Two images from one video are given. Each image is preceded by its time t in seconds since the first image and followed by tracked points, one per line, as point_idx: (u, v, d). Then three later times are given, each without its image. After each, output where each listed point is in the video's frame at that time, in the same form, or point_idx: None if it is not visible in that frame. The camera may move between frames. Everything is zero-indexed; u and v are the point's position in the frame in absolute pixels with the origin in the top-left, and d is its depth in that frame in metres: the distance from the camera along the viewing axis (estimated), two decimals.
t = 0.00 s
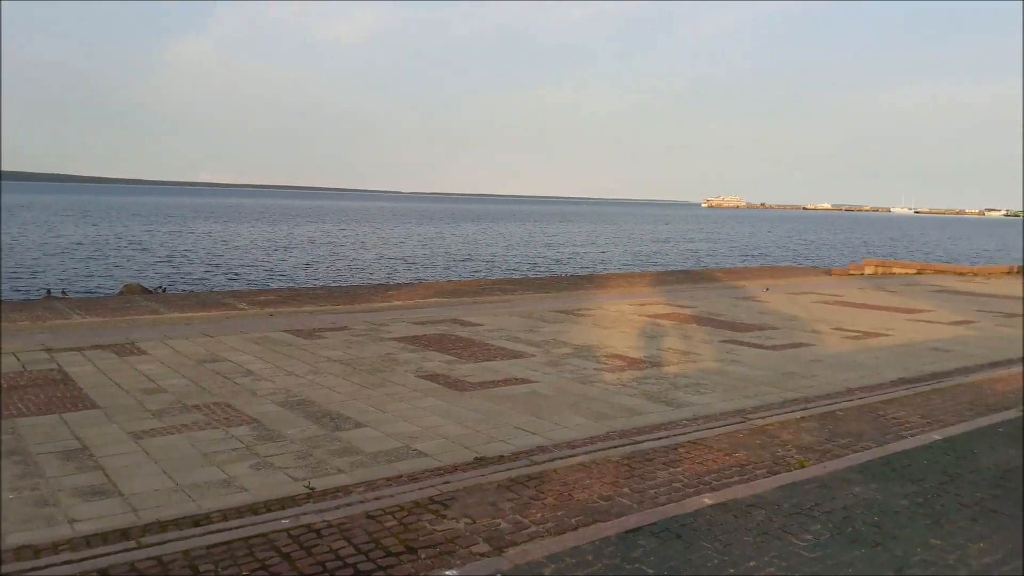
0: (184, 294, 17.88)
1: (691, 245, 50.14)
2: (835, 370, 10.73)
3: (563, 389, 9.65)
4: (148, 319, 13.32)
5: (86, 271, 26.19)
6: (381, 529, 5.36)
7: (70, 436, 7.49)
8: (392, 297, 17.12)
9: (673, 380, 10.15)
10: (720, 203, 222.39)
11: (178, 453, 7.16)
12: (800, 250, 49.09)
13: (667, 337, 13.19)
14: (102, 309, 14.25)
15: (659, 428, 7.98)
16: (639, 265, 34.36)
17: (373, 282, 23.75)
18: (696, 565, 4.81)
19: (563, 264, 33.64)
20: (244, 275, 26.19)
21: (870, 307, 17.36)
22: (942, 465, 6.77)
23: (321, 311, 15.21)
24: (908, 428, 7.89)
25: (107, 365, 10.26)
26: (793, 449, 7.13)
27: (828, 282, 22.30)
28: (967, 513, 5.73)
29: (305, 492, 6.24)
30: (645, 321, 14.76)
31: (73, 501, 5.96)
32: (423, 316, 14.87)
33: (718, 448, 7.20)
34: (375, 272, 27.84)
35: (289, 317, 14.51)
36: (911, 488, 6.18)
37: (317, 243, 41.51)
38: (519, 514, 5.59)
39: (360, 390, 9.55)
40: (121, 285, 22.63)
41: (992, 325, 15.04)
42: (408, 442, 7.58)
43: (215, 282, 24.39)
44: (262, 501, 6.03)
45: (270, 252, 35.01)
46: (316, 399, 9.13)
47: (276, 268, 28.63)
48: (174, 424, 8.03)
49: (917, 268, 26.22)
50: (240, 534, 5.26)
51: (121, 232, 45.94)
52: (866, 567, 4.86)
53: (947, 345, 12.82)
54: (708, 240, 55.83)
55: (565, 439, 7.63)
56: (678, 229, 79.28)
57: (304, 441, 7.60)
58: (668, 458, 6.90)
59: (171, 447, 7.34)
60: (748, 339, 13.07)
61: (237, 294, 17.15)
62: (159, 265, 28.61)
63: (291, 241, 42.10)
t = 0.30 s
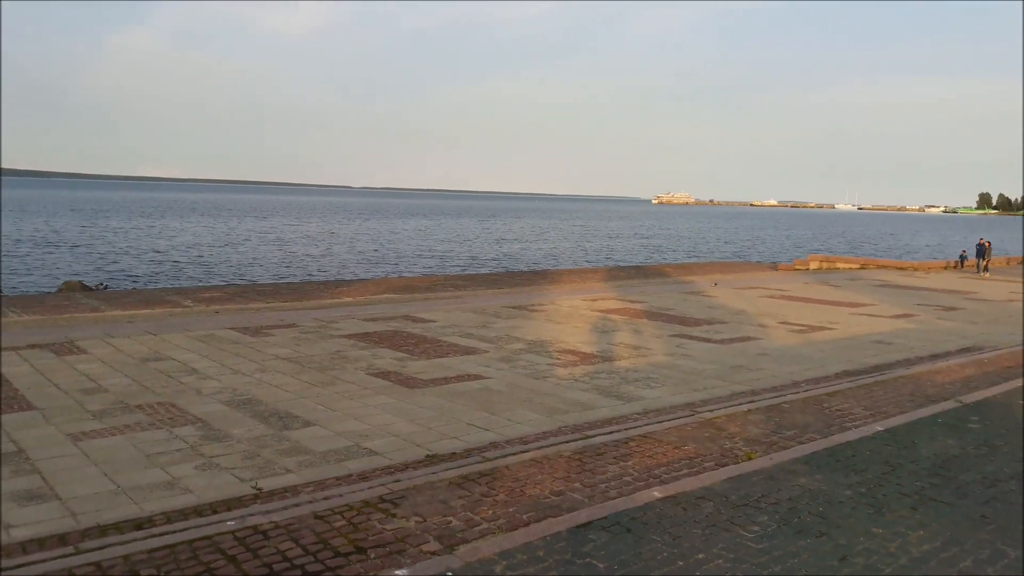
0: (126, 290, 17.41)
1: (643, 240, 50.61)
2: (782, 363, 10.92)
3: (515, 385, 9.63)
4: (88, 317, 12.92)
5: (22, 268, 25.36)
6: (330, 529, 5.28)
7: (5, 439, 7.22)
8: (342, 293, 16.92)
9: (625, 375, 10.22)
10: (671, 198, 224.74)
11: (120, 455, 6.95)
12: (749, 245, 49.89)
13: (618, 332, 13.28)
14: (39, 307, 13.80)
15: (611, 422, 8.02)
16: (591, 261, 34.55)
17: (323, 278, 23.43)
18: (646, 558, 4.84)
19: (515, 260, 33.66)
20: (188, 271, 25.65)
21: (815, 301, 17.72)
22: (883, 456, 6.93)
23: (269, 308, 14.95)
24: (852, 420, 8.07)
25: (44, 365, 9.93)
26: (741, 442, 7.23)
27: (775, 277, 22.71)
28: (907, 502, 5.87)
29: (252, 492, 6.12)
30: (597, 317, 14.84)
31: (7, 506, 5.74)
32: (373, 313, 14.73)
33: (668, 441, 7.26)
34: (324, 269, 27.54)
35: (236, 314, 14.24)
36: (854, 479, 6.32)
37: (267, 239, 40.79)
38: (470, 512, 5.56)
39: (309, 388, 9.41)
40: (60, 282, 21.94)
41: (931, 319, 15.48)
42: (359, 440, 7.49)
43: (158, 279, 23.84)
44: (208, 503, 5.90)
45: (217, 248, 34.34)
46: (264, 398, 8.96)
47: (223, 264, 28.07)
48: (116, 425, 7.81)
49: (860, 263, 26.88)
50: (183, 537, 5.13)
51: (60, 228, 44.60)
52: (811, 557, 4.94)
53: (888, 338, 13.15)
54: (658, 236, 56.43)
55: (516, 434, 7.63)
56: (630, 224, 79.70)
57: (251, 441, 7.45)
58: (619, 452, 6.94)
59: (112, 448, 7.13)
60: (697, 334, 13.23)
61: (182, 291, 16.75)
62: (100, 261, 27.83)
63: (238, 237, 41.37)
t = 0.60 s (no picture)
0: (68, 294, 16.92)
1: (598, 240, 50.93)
2: (732, 361, 11.08)
3: (469, 386, 9.60)
4: (28, 320, 12.53)
5: None
6: (281, 535, 5.19)
7: None
8: (294, 295, 16.69)
9: (579, 374, 10.25)
10: (626, 199, 226.45)
11: (61, 463, 6.74)
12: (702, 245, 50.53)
13: (572, 332, 13.33)
14: None
15: (565, 422, 8.04)
16: (546, 261, 34.65)
17: (275, 279, 23.08)
18: (599, 557, 4.86)
19: (470, 260, 33.58)
20: (134, 273, 25.05)
21: (766, 299, 18.02)
22: (831, 451, 7.07)
23: (218, 311, 14.67)
24: (800, 416, 8.21)
25: None
26: (693, 439, 7.30)
27: (726, 276, 23.03)
28: (853, 497, 6.00)
29: (200, 499, 5.99)
30: (552, 317, 14.87)
31: None
32: (326, 315, 14.55)
33: (621, 440, 7.30)
34: (275, 270, 27.14)
35: (184, 317, 13.94)
36: (803, 474, 6.44)
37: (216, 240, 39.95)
38: (423, 515, 5.52)
39: (260, 392, 9.25)
40: None
41: (877, 316, 15.85)
42: (311, 444, 7.38)
43: (102, 281, 23.24)
44: (154, 511, 5.76)
45: (164, 249, 33.58)
46: (212, 403, 8.79)
47: (171, 266, 27.49)
48: (57, 431, 7.57)
49: (808, 262, 27.43)
50: (128, 546, 5.00)
51: None
52: (761, 552, 5.01)
53: (836, 335, 13.43)
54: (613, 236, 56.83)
55: (471, 436, 7.60)
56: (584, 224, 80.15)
57: (199, 447, 7.29)
58: (573, 452, 6.97)
59: (53, 456, 6.91)
60: (651, 333, 13.34)
61: (127, 294, 16.33)
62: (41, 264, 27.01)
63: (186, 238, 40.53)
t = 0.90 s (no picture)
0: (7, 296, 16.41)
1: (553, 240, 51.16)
2: (685, 359, 11.21)
3: (423, 387, 9.55)
4: None
5: None
6: (230, 540, 5.10)
7: None
8: (243, 296, 16.43)
9: (533, 374, 10.27)
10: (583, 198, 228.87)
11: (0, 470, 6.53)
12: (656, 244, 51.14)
13: (527, 331, 13.35)
14: None
15: (519, 421, 8.05)
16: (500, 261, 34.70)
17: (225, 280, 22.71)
18: (552, 556, 4.87)
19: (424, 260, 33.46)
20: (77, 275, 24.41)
21: (717, 298, 18.28)
22: (779, 446, 7.19)
23: (165, 313, 14.37)
24: (750, 412, 8.35)
25: None
26: (646, 436, 7.37)
27: (678, 275, 23.30)
28: (802, 491, 6.11)
29: (146, 506, 5.86)
30: (506, 316, 14.88)
31: None
32: (277, 316, 14.35)
33: (575, 438, 7.34)
34: (224, 271, 26.70)
35: (130, 320, 13.62)
36: (752, 469, 6.54)
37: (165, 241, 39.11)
38: (376, 517, 5.48)
39: (209, 396, 9.08)
40: None
41: (824, 314, 16.18)
42: (261, 448, 7.27)
43: (43, 283, 22.59)
44: (98, 519, 5.61)
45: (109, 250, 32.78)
46: (159, 407, 8.60)
47: (116, 268, 26.85)
48: None
49: (758, 261, 27.91)
50: (70, 555, 4.86)
51: None
52: (711, 547, 5.07)
53: (785, 332, 13.68)
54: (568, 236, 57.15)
55: (424, 437, 7.57)
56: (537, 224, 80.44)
57: (146, 452, 7.13)
58: (527, 451, 6.98)
59: None
60: (604, 331, 13.44)
61: (69, 297, 15.89)
62: None
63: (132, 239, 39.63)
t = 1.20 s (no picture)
0: None
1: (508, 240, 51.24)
2: (638, 357, 11.31)
3: (377, 389, 9.48)
4: None
5: None
6: (178, 549, 5.00)
7: None
8: (191, 299, 16.10)
9: (487, 374, 10.26)
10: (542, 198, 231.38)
11: None
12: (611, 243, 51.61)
13: (481, 331, 13.34)
14: None
15: (474, 422, 8.04)
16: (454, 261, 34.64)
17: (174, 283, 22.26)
18: (507, 556, 4.88)
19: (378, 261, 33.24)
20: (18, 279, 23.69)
21: (669, 296, 18.50)
22: (731, 442, 7.31)
23: (110, 317, 14.02)
24: (702, 408, 8.46)
25: None
26: (599, 434, 7.42)
27: (632, 273, 23.51)
28: (753, 485, 6.22)
29: (92, 515, 5.71)
30: (460, 316, 14.85)
31: None
32: (227, 319, 14.10)
33: (530, 438, 7.36)
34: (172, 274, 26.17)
35: (72, 325, 13.25)
36: (704, 465, 6.63)
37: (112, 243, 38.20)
38: (329, 522, 5.42)
39: (156, 401, 8.88)
40: None
41: (774, 310, 16.48)
42: (211, 454, 7.15)
43: None
44: (40, 529, 5.45)
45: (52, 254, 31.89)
46: (104, 413, 8.38)
47: (59, 271, 26.12)
48: None
49: (709, 258, 28.30)
50: (11, 568, 4.71)
51: None
52: (665, 543, 5.13)
53: (735, 329, 13.90)
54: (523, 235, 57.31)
55: (378, 439, 7.51)
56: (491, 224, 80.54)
57: (91, 460, 6.94)
58: (481, 451, 6.97)
59: None
60: (559, 330, 13.49)
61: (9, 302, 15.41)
62: None
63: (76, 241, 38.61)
